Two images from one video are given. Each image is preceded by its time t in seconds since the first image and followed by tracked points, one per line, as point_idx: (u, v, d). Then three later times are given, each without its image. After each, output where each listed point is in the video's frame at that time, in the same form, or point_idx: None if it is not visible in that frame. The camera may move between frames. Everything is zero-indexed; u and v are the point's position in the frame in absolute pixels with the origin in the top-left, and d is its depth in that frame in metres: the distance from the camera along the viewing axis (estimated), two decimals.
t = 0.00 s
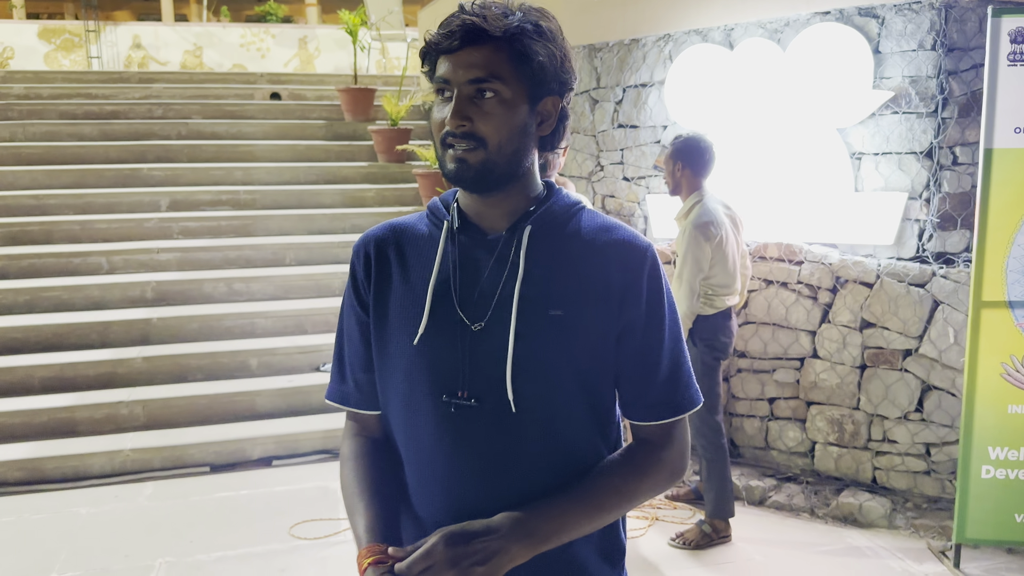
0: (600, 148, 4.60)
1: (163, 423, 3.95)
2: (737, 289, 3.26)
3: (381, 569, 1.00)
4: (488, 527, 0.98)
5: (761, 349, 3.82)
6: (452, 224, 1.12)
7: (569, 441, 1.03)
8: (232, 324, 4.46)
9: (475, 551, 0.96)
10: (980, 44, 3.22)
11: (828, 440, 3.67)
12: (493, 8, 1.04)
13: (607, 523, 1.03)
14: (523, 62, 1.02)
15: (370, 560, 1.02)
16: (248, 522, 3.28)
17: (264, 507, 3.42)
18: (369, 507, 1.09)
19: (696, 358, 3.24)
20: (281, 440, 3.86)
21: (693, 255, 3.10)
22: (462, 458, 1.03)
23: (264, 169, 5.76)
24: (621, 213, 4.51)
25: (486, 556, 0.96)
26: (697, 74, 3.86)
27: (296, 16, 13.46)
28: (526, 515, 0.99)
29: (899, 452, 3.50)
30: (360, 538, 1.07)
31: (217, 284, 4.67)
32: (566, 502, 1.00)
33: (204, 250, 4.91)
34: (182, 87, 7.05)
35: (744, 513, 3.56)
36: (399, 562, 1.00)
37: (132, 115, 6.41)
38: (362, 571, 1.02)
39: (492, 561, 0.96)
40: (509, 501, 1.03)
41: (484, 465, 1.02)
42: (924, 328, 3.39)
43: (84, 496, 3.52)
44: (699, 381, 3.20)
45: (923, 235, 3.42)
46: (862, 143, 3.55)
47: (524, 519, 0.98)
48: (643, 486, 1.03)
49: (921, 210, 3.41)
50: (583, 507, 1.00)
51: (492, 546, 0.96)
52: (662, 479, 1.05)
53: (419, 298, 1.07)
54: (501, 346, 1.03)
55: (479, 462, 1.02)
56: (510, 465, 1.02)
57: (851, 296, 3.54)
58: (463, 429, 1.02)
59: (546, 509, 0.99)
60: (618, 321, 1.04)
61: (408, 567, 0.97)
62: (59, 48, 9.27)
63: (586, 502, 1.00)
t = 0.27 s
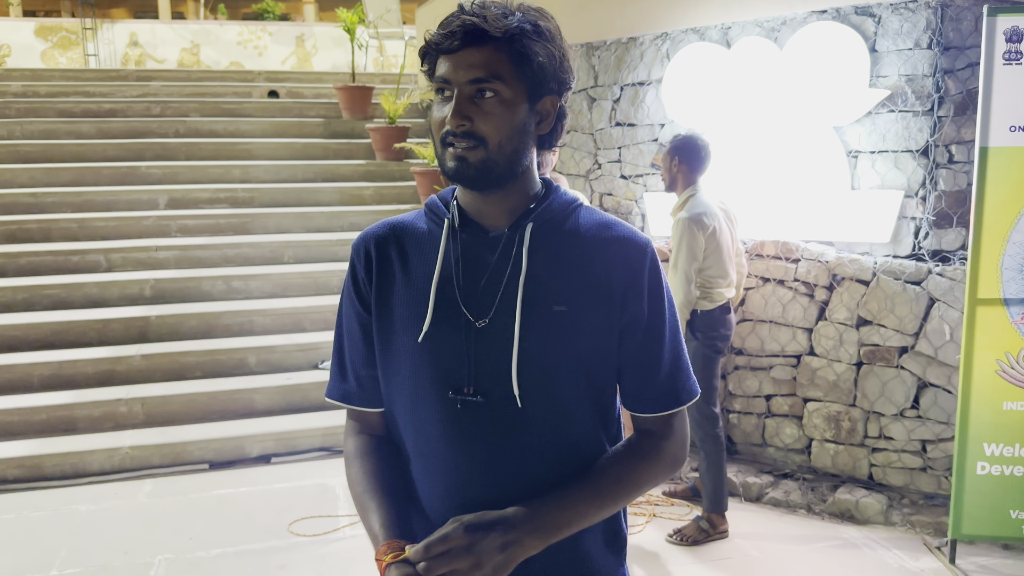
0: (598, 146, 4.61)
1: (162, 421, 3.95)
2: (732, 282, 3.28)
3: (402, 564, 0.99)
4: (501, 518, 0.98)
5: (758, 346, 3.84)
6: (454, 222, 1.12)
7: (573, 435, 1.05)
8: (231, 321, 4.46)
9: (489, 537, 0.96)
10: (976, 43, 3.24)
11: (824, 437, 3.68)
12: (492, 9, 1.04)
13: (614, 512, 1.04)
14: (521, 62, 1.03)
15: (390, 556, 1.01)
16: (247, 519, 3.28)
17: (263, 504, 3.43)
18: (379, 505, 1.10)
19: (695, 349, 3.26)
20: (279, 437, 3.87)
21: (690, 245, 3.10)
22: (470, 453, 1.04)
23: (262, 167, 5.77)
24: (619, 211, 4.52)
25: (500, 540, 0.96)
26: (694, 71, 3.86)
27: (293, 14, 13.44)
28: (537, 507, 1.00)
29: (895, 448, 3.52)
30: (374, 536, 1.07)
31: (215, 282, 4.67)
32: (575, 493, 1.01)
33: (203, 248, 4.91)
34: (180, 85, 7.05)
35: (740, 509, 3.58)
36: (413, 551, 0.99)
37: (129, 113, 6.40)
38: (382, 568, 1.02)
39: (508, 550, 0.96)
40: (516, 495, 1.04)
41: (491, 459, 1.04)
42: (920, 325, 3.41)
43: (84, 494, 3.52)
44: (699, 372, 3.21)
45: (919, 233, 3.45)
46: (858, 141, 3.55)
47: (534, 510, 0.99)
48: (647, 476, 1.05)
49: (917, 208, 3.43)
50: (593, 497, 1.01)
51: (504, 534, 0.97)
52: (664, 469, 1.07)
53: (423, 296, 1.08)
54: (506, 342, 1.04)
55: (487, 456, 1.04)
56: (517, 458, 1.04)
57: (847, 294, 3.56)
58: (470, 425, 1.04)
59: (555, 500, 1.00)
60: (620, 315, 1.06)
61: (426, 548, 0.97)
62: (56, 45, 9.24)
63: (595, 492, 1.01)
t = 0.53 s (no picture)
0: (595, 145, 4.61)
1: (159, 419, 3.95)
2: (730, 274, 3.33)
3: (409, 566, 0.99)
4: (507, 515, 0.99)
5: (755, 345, 3.85)
6: (452, 221, 1.12)
7: (574, 432, 1.05)
8: (228, 320, 4.46)
9: (496, 532, 0.97)
10: (972, 42, 3.26)
11: (820, 434, 3.70)
12: (493, 10, 1.05)
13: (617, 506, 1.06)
14: (520, 62, 1.04)
15: (399, 559, 1.02)
16: (245, 517, 3.29)
17: (261, 502, 3.43)
18: (383, 505, 1.10)
19: (697, 343, 3.28)
20: (277, 436, 3.87)
21: (692, 237, 3.14)
22: (474, 452, 1.05)
23: (259, 165, 5.76)
24: (616, 210, 4.53)
25: (507, 538, 0.97)
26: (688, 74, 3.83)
27: (290, 12, 13.42)
28: (543, 503, 1.00)
29: (891, 446, 3.53)
30: (380, 537, 1.07)
31: (212, 281, 4.67)
32: (580, 490, 1.02)
33: (200, 246, 4.90)
34: (176, 83, 7.03)
35: (737, 507, 3.59)
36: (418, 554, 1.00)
37: (126, 111, 6.39)
38: (391, 570, 1.01)
39: (515, 545, 0.97)
40: (519, 492, 1.05)
41: (494, 458, 1.04)
42: (915, 323, 3.42)
43: (81, 492, 3.53)
44: (700, 365, 3.25)
45: (915, 232, 3.47)
46: (854, 140, 3.58)
47: (540, 507, 1.00)
48: (649, 470, 1.06)
49: (913, 207, 3.45)
50: (598, 493, 1.02)
51: (511, 530, 0.98)
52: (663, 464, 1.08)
53: (424, 296, 1.08)
54: (507, 341, 1.05)
55: (491, 455, 1.04)
56: (521, 457, 1.05)
57: (844, 293, 3.58)
58: (473, 425, 1.04)
59: (560, 495, 1.01)
60: (619, 313, 1.06)
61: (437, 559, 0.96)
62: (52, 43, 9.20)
63: (598, 487, 1.02)
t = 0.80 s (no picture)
0: (592, 144, 4.61)
1: (156, 418, 3.94)
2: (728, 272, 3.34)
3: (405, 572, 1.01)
4: (505, 511, 0.99)
5: (752, 343, 3.85)
6: (447, 221, 1.12)
7: (571, 431, 1.06)
8: (224, 319, 4.45)
9: (494, 526, 0.97)
10: (968, 42, 3.26)
11: (816, 433, 3.70)
12: (513, 13, 1.05)
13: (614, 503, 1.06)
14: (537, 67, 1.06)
15: (393, 563, 1.02)
16: (241, 516, 3.28)
17: (257, 501, 3.43)
18: (378, 508, 1.09)
19: (696, 341, 3.30)
20: (274, 435, 3.87)
21: (693, 237, 3.14)
22: (472, 452, 1.04)
23: (256, 164, 5.75)
24: (612, 209, 4.53)
25: (507, 534, 0.97)
26: (688, 70, 3.86)
27: (286, 10, 13.37)
28: (541, 502, 1.00)
29: (886, 445, 3.54)
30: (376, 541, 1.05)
31: (209, 279, 4.66)
32: (578, 488, 1.02)
33: (196, 245, 4.89)
34: (172, 81, 7.02)
35: (733, 505, 3.60)
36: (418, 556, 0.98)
37: (122, 109, 6.38)
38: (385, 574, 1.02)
39: (514, 541, 0.97)
40: (516, 491, 1.05)
41: (492, 458, 1.04)
42: (911, 322, 3.43)
43: (77, 491, 3.52)
44: (701, 368, 3.29)
45: (911, 231, 3.47)
46: (850, 140, 3.58)
47: (538, 504, 1.00)
48: (644, 469, 1.06)
49: (909, 207, 3.46)
50: (595, 489, 1.02)
51: (510, 526, 0.97)
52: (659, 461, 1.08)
53: (420, 297, 1.07)
54: (505, 341, 1.05)
55: (488, 455, 1.04)
56: (518, 457, 1.04)
57: (839, 292, 3.59)
58: (471, 425, 1.04)
59: (558, 492, 1.01)
60: (615, 312, 1.07)
61: (437, 563, 0.95)
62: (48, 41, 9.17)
63: (596, 484, 1.03)
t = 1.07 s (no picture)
0: (588, 143, 4.61)
1: (151, 417, 3.94)
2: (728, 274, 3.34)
3: None
4: (503, 510, 0.98)
5: (747, 342, 3.86)
6: (442, 220, 1.11)
7: (567, 428, 1.06)
8: (220, 318, 4.44)
9: (488, 526, 0.97)
10: (963, 42, 3.29)
11: (812, 432, 3.71)
12: (520, 14, 1.05)
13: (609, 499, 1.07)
14: (539, 70, 1.07)
15: (393, 569, 1.00)
16: (238, 515, 3.28)
17: (254, 500, 3.42)
18: (372, 509, 1.08)
19: (696, 343, 3.30)
20: (270, 434, 3.87)
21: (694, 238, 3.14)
22: (469, 450, 1.04)
23: (252, 163, 5.74)
24: (609, 208, 4.53)
25: (502, 534, 0.96)
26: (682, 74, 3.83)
27: (282, 8, 13.34)
28: (540, 499, 1.00)
29: (882, 443, 3.55)
30: (374, 543, 1.05)
31: (204, 278, 4.65)
32: (576, 485, 1.02)
33: (192, 244, 4.88)
34: (168, 80, 7.00)
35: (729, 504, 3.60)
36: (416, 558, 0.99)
37: (118, 108, 6.36)
38: None
39: (511, 539, 0.96)
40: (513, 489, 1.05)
41: (490, 456, 1.04)
42: (907, 322, 3.44)
43: (73, 490, 3.51)
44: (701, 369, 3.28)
45: (906, 230, 3.49)
46: (846, 139, 3.59)
47: (536, 502, 1.00)
48: (637, 465, 1.07)
49: (904, 206, 3.47)
50: (593, 486, 1.03)
51: (506, 526, 0.97)
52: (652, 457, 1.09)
53: (416, 296, 1.07)
54: (502, 340, 1.05)
55: (485, 453, 1.04)
56: (515, 454, 1.04)
57: (835, 291, 3.59)
58: (468, 424, 1.04)
59: (555, 489, 1.01)
60: (610, 310, 1.07)
61: (428, 558, 0.96)
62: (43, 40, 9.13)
63: (594, 480, 1.03)
